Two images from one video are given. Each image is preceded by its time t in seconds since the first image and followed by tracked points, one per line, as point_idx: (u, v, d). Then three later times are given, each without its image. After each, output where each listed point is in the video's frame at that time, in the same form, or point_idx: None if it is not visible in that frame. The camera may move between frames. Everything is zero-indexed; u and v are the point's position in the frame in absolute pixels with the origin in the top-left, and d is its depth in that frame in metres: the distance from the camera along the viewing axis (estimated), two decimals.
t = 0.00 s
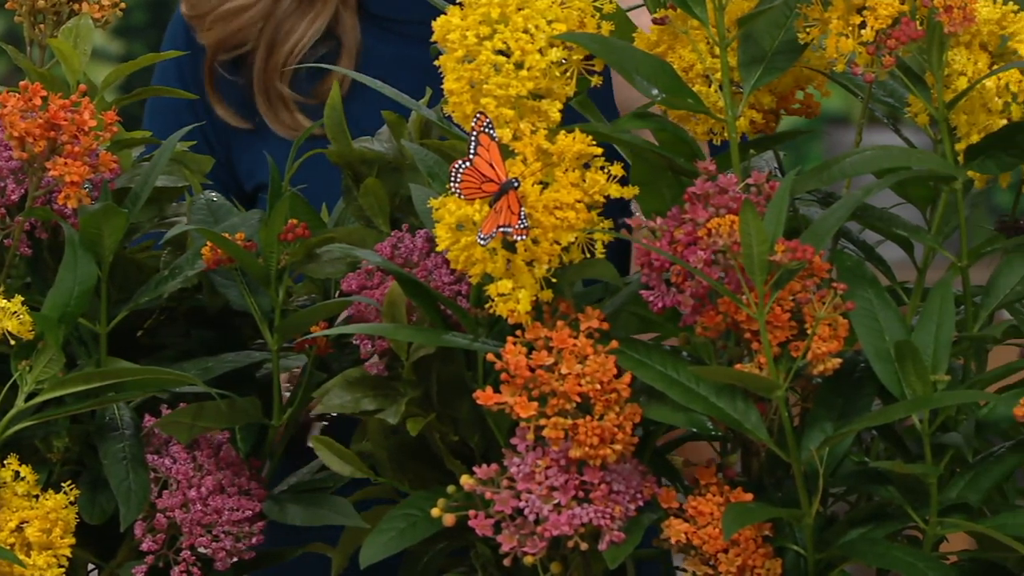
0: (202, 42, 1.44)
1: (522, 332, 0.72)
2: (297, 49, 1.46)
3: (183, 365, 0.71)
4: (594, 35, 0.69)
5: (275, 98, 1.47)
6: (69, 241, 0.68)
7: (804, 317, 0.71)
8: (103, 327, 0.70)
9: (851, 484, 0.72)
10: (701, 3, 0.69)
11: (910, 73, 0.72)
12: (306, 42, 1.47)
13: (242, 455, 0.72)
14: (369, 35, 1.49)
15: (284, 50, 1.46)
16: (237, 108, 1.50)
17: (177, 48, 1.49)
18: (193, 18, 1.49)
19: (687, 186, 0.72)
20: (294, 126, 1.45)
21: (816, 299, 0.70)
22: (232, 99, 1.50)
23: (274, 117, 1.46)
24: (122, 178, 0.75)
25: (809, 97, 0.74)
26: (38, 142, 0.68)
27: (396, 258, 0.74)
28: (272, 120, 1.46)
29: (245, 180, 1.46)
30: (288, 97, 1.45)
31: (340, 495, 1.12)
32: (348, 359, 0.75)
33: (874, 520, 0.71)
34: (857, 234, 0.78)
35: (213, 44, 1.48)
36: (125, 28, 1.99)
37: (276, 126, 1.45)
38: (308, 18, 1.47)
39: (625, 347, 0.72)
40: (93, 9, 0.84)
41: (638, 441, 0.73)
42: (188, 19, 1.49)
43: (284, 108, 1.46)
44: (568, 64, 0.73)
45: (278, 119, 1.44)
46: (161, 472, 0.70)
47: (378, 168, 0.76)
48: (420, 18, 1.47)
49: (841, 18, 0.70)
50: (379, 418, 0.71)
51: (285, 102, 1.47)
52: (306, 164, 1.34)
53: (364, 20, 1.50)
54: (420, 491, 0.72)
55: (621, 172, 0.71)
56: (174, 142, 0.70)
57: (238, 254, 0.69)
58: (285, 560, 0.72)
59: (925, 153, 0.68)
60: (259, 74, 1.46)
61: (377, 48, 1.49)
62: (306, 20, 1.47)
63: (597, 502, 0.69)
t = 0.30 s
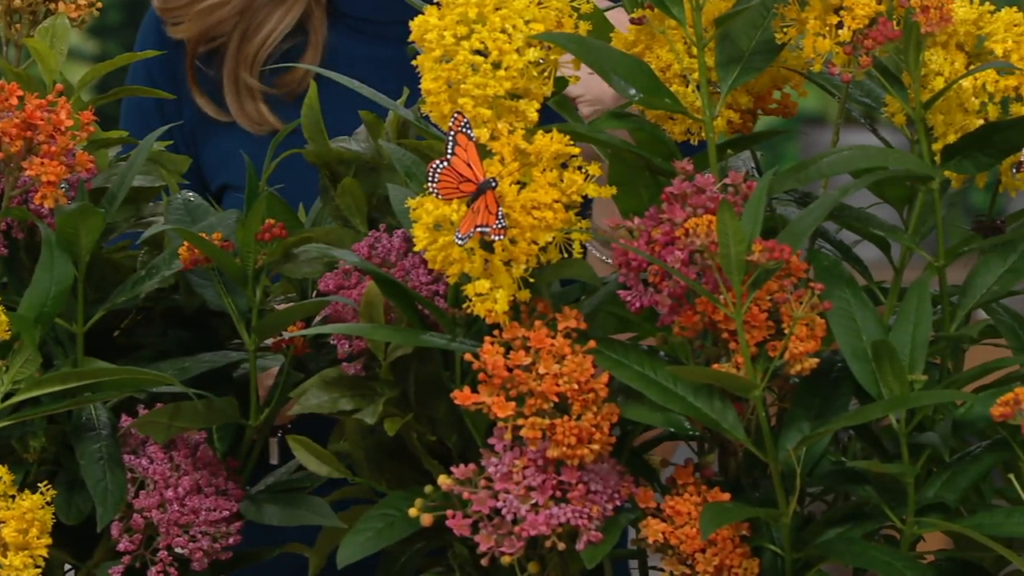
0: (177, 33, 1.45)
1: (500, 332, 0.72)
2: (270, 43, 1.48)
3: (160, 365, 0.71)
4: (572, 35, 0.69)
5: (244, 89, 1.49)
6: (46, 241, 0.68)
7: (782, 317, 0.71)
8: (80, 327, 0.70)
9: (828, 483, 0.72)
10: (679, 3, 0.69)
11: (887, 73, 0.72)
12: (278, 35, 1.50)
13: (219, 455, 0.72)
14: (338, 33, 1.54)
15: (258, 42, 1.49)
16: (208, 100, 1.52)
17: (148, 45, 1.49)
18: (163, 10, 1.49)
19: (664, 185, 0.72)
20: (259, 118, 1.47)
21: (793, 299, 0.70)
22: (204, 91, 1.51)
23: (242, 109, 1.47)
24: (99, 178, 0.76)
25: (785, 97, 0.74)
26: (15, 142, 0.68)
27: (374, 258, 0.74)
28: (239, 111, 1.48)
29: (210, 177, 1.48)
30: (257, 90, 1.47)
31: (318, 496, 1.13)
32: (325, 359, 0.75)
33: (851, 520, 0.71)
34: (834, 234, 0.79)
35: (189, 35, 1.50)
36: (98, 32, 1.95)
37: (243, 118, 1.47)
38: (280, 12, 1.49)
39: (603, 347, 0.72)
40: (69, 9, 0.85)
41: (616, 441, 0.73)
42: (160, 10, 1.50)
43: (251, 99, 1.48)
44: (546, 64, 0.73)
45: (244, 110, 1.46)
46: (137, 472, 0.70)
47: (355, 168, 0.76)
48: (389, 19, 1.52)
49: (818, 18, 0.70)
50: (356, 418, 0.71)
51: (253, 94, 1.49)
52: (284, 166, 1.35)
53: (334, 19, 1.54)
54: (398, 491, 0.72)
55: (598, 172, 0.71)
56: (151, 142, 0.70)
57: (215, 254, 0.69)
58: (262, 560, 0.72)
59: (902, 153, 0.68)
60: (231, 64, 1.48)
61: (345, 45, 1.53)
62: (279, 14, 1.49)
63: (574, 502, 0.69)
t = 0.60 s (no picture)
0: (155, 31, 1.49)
1: (477, 332, 0.72)
2: (247, 41, 1.52)
3: (136, 365, 0.71)
4: (548, 35, 0.69)
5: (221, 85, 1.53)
6: (21, 241, 0.68)
7: (758, 317, 0.71)
8: (55, 327, 0.70)
9: (804, 483, 0.72)
10: (655, 2, 0.69)
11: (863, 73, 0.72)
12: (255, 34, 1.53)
13: (195, 455, 0.72)
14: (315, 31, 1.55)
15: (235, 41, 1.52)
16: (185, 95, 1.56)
17: (125, 43, 1.53)
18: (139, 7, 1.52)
19: (641, 185, 0.72)
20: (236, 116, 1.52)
21: (769, 299, 0.70)
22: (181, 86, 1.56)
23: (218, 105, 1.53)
24: (74, 178, 0.75)
25: (762, 97, 0.74)
26: None
27: (351, 258, 0.74)
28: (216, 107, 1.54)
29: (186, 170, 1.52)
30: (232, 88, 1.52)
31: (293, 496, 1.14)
32: (301, 359, 0.75)
33: (827, 520, 0.71)
34: (810, 233, 0.79)
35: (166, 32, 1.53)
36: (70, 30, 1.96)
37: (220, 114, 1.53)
38: (257, 11, 1.53)
39: (580, 347, 0.72)
40: (44, 8, 0.88)
41: (592, 441, 0.73)
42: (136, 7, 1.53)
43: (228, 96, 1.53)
44: (522, 63, 0.73)
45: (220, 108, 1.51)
46: (114, 472, 0.70)
47: (332, 168, 0.76)
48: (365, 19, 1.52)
49: (794, 18, 0.70)
50: (333, 418, 0.70)
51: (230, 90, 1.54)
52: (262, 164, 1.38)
53: (313, 19, 1.56)
54: (374, 491, 0.72)
55: (575, 172, 0.71)
56: (126, 141, 0.70)
57: (191, 254, 0.69)
58: (239, 560, 0.72)
59: (878, 153, 0.68)
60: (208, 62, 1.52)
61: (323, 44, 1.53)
62: (256, 12, 1.52)
63: (551, 502, 0.69)
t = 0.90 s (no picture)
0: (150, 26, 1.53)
1: (454, 332, 0.72)
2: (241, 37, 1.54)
3: (112, 365, 0.71)
4: (525, 35, 0.69)
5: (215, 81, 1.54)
6: None
7: (735, 317, 0.71)
8: (31, 327, 0.69)
9: (781, 483, 0.72)
10: (632, 2, 0.69)
11: (839, 74, 0.72)
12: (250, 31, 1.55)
13: (171, 456, 0.72)
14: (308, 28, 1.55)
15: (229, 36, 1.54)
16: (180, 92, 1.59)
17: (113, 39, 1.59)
18: (137, 5, 1.58)
19: (618, 185, 0.72)
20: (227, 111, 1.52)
21: (746, 298, 0.70)
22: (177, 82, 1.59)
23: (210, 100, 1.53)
24: (50, 177, 0.76)
25: (738, 97, 0.74)
26: None
27: (328, 258, 0.74)
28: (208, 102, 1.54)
29: (170, 164, 1.56)
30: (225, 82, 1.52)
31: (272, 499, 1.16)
32: (278, 359, 0.75)
33: (804, 519, 0.71)
34: (786, 233, 0.79)
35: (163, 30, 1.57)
36: (50, 29, 1.96)
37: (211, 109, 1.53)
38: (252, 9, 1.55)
39: (557, 347, 0.72)
40: (20, 8, 0.88)
41: (569, 440, 0.73)
42: (132, 5, 1.59)
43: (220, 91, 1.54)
44: (499, 63, 0.73)
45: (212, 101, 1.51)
46: (89, 472, 0.69)
47: (308, 168, 0.76)
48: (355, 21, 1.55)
49: (771, 18, 0.70)
50: (309, 418, 0.70)
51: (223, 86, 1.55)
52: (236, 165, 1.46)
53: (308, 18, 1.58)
54: (351, 491, 0.72)
55: (552, 172, 0.71)
56: (103, 141, 0.70)
57: (167, 253, 0.68)
58: (215, 561, 0.71)
59: (854, 153, 0.68)
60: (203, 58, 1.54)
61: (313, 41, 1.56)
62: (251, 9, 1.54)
63: (528, 502, 0.69)
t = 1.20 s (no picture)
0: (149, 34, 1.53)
1: (430, 332, 0.72)
2: (240, 42, 1.56)
3: (88, 365, 0.71)
4: (502, 35, 0.69)
5: (214, 85, 1.57)
6: None
7: (711, 317, 0.71)
8: (6, 327, 0.69)
9: (757, 482, 0.72)
10: (608, 2, 0.69)
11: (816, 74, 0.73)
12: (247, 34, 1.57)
13: (147, 455, 0.72)
14: (304, 35, 1.63)
15: (227, 41, 1.56)
16: (178, 98, 1.59)
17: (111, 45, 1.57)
18: (130, 9, 1.57)
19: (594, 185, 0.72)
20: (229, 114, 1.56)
21: (722, 298, 0.71)
22: (173, 89, 1.59)
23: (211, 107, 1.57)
24: (25, 178, 0.76)
25: (715, 97, 0.74)
26: None
27: (304, 258, 0.74)
28: (209, 108, 1.58)
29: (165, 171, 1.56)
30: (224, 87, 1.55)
31: (246, 495, 1.20)
32: (255, 359, 0.75)
33: (780, 519, 0.71)
34: (763, 233, 0.79)
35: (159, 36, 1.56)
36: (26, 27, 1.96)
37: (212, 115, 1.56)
38: (248, 13, 1.57)
39: (533, 347, 0.72)
40: None
41: (546, 440, 0.73)
42: (125, 9, 1.57)
43: (220, 97, 1.57)
44: (476, 63, 0.73)
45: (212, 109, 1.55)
46: (65, 472, 0.69)
47: (284, 168, 0.76)
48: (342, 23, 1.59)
49: (747, 18, 0.70)
50: (286, 418, 0.70)
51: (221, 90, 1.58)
52: (214, 163, 1.47)
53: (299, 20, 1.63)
54: (327, 491, 0.72)
55: (529, 172, 0.71)
56: (78, 141, 0.70)
57: (143, 254, 0.68)
58: (192, 561, 0.71)
59: (831, 153, 0.68)
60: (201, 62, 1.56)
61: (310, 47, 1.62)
62: (247, 14, 1.57)
63: (504, 501, 0.69)
